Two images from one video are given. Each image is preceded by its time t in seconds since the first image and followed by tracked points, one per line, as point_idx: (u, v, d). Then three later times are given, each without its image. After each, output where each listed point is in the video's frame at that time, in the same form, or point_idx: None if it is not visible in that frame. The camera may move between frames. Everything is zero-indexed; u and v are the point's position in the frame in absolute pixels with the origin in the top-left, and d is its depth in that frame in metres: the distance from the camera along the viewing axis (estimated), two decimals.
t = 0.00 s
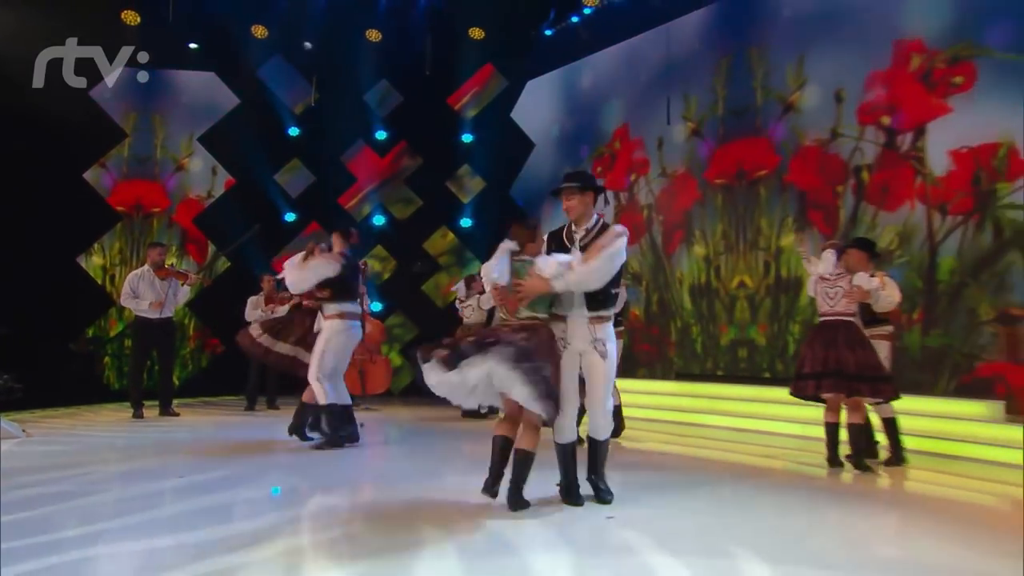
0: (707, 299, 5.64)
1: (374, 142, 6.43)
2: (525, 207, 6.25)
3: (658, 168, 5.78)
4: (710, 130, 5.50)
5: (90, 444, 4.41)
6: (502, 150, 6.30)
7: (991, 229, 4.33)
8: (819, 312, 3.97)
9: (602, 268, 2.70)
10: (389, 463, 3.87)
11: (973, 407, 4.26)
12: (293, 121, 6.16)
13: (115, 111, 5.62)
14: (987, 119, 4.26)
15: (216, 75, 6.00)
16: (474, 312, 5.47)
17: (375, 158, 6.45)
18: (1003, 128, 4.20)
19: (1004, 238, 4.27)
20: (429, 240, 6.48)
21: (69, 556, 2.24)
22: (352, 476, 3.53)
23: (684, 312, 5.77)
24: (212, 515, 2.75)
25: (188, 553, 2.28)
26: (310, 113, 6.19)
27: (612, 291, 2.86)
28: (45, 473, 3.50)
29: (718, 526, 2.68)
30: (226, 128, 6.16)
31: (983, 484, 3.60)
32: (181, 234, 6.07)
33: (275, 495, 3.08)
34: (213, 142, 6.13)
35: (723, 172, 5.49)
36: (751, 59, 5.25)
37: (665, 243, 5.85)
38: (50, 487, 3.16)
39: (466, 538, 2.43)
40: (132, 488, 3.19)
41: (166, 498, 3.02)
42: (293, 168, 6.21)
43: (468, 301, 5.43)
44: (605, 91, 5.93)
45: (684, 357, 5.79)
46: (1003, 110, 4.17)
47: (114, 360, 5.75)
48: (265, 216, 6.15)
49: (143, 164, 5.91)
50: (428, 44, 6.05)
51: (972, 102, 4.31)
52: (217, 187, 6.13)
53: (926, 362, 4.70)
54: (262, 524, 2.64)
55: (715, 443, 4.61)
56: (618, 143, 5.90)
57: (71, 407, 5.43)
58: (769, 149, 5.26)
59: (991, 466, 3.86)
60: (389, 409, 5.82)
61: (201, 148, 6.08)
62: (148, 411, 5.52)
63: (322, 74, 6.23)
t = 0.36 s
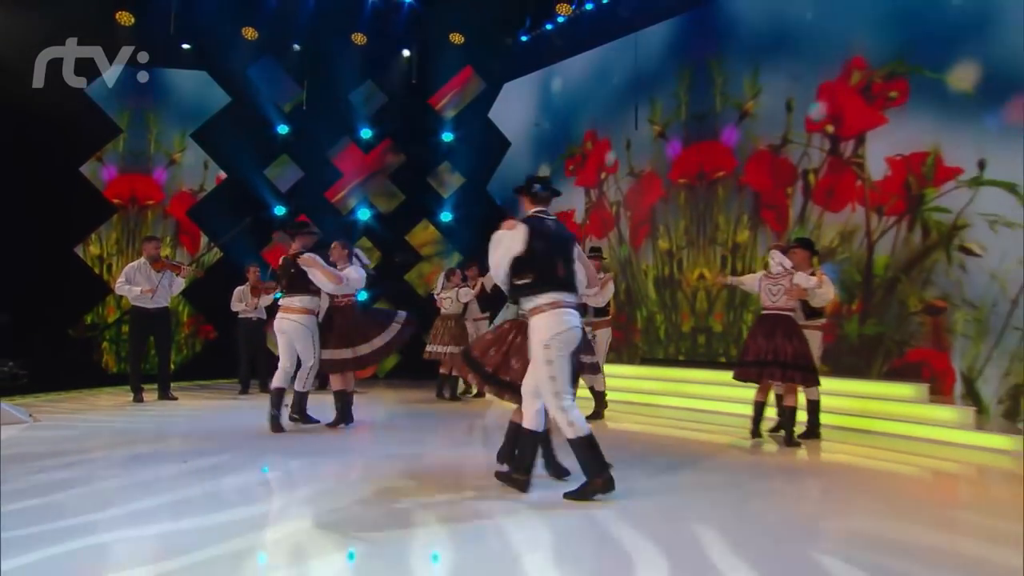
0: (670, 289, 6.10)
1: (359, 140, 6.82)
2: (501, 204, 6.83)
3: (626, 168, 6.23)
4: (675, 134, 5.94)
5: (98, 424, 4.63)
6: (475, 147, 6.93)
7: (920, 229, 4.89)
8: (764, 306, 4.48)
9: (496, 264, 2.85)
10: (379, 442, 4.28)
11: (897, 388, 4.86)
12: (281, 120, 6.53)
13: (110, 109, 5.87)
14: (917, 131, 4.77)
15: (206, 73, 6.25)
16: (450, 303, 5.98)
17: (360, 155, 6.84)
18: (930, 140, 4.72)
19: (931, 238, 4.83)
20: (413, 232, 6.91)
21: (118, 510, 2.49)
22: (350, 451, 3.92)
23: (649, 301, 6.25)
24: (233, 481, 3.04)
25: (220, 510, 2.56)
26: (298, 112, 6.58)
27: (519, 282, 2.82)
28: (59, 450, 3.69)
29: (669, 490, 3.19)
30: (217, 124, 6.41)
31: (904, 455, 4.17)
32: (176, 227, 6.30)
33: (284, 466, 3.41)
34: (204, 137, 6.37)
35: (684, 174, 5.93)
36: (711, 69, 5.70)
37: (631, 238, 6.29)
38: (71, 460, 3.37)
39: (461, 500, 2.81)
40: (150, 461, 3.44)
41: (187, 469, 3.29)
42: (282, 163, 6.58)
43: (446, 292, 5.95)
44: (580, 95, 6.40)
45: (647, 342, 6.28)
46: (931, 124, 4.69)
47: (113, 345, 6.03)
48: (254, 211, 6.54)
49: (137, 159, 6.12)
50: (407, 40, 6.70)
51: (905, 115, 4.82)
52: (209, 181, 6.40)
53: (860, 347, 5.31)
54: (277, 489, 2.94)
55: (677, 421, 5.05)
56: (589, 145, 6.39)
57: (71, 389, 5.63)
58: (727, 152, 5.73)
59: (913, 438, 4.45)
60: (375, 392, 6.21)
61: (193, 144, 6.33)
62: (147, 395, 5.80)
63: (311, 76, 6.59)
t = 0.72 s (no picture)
0: (651, 284, 6.55)
1: (360, 141, 7.22)
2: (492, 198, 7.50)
3: (609, 169, 6.76)
4: (655, 139, 6.44)
5: (119, 411, 4.89)
6: (469, 147, 7.52)
7: (878, 230, 5.37)
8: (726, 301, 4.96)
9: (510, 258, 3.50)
10: (380, 430, 4.66)
11: (856, 375, 5.32)
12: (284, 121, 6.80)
13: (125, 113, 6.18)
14: (877, 140, 5.26)
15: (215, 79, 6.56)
16: (439, 294, 6.53)
17: (361, 156, 7.27)
18: (888, 149, 5.22)
19: (887, 239, 5.32)
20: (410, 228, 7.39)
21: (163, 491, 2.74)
22: (356, 440, 4.27)
23: (631, 294, 6.72)
24: (255, 469, 3.32)
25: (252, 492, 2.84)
26: (302, 114, 6.81)
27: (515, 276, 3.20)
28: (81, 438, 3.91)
29: (645, 471, 3.60)
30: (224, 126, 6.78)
31: (861, 436, 4.63)
32: (186, 222, 6.74)
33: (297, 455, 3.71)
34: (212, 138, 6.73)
35: (665, 175, 6.41)
36: (689, 79, 6.19)
37: (615, 235, 6.77)
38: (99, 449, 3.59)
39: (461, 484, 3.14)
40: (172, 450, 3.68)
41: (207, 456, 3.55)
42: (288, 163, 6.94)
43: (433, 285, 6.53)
44: (568, 104, 6.98)
45: (630, 332, 6.73)
46: (890, 134, 5.18)
47: (130, 334, 6.37)
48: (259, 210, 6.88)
49: (150, 159, 6.51)
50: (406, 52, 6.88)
51: (865, 126, 5.30)
52: (217, 180, 6.85)
53: (823, 338, 5.77)
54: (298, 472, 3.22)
55: (657, 408, 5.43)
56: (576, 148, 6.96)
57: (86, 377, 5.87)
58: (703, 156, 6.19)
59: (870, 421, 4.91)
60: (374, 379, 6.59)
61: (202, 146, 6.77)
62: (163, 383, 6.15)
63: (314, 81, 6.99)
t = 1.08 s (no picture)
0: (646, 282, 6.99)
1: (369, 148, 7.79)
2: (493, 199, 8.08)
3: (607, 174, 7.18)
4: (650, 146, 6.86)
5: (155, 405, 5.30)
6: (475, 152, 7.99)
7: (857, 233, 5.73)
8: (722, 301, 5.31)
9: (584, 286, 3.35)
10: (394, 422, 5.09)
11: (837, 369, 5.69)
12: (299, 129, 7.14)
13: (153, 122, 6.62)
14: (855, 150, 5.63)
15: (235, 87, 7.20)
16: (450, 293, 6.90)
17: (371, 161, 7.83)
18: (865, 158, 5.58)
19: (865, 242, 5.69)
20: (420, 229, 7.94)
21: (205, 496, 3.09)
22: (373, 432, 4.70)
23: (627, 291, 7.15)
24: (284, 463, 3.72)
25: (283, 488, 3.22)
26: (317, 122, 7.34)
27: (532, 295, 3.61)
28: (125, 438, 4.29)
29: (632, 458, 4.02)
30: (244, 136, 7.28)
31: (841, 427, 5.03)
32: (209, 223, 7.13)
33: (319, 449, 4.12)
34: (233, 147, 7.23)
35: (659, 181, 6.82)
36: (681, 90, 6.59)
37: (611, 235, 7.21)
38: (142, 450, 3.97)
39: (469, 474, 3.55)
40: (207, 449, 4.05)
41: (236, 455, 3.91)
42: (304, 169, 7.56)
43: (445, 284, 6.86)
44: (567, 110, 7.42)
45: (626, 328, 7.18)
46: (868, 144, 5.55)
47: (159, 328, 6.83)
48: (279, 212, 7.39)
49: (177, 165, 7.07)
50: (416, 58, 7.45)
51: (845, 136, 5.66)
52: (238, 182, 7.34)
53: (806, 333, 6.16)
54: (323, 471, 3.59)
55: (653, 399, 5.84)
56: (576, 152, 7.40)
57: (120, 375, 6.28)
58: (695, 163, 6.59)
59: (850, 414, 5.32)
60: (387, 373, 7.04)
61: (224, 152, 7.38)
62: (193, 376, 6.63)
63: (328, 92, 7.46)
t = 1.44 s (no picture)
0: (649, 281, 7.40)
1: (383, 153, 8.33)
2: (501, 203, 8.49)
3: (610, 179, 7.56)
4: (652, 152, 7.26)
5: (193, 400, 5.77)
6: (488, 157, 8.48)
7: (847, 236, 6.06)
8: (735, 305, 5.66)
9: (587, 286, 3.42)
10: (411, 416, 5.51)
11: (829, 365, 5.99)
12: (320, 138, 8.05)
13: (187, 131, 7.39)
14: (846, 158, 5.96)
15: (261, 99, 7.66)
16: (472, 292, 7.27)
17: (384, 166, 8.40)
18: (855, 167, 5.92)
19: (856, 246, 6.01)
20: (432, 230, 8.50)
21: (242, 490, 3.52)
22: (393, 426, 5.12)
23: (632, 290, 7.55)
24: (311, 457, 4.20)
25: (314, 481, 3.66)
26: (337, 132, 8.05)
27: (595, 298, 3.72)
28: (167, 434, 4.75)
29: (627, 450, 4.42)
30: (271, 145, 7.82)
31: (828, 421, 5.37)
32: (237, 226, 7.68)
33: (344, 444, 4.54)
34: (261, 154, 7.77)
35: (661, 186, 7.22)
36: (682, 100, 6.99)
37: (615, 237, 7.65)
38: (185, 445, 4.46)
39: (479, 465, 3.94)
40: (242, 444, 4.49)
41: (268, 451, 4.34)
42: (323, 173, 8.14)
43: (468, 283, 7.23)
44: (574, 117, 7.76)
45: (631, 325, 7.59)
46: (856, 153, 5.91)
47: (192, 324, 7.34)
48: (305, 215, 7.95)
49: (207, 172, 7.53)
50: (427, 72, 7.63)
51: (836, 146, 6.01)
52: (265, 188, 7.82)
53: (800, 331, 6.50)
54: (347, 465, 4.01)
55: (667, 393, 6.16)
56: (581, 158, 7.78)
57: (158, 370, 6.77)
58: (694, 169, 6.98)
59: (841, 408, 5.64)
60: (405, 368, 7.47)
61: (252, 159, 7.75)
62: (225, 370, 7.13)
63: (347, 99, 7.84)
